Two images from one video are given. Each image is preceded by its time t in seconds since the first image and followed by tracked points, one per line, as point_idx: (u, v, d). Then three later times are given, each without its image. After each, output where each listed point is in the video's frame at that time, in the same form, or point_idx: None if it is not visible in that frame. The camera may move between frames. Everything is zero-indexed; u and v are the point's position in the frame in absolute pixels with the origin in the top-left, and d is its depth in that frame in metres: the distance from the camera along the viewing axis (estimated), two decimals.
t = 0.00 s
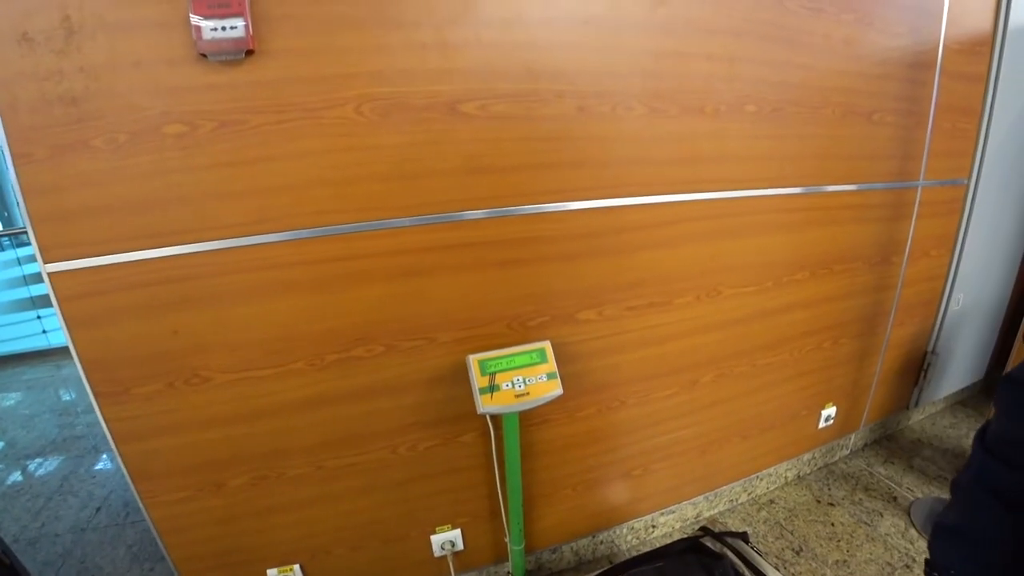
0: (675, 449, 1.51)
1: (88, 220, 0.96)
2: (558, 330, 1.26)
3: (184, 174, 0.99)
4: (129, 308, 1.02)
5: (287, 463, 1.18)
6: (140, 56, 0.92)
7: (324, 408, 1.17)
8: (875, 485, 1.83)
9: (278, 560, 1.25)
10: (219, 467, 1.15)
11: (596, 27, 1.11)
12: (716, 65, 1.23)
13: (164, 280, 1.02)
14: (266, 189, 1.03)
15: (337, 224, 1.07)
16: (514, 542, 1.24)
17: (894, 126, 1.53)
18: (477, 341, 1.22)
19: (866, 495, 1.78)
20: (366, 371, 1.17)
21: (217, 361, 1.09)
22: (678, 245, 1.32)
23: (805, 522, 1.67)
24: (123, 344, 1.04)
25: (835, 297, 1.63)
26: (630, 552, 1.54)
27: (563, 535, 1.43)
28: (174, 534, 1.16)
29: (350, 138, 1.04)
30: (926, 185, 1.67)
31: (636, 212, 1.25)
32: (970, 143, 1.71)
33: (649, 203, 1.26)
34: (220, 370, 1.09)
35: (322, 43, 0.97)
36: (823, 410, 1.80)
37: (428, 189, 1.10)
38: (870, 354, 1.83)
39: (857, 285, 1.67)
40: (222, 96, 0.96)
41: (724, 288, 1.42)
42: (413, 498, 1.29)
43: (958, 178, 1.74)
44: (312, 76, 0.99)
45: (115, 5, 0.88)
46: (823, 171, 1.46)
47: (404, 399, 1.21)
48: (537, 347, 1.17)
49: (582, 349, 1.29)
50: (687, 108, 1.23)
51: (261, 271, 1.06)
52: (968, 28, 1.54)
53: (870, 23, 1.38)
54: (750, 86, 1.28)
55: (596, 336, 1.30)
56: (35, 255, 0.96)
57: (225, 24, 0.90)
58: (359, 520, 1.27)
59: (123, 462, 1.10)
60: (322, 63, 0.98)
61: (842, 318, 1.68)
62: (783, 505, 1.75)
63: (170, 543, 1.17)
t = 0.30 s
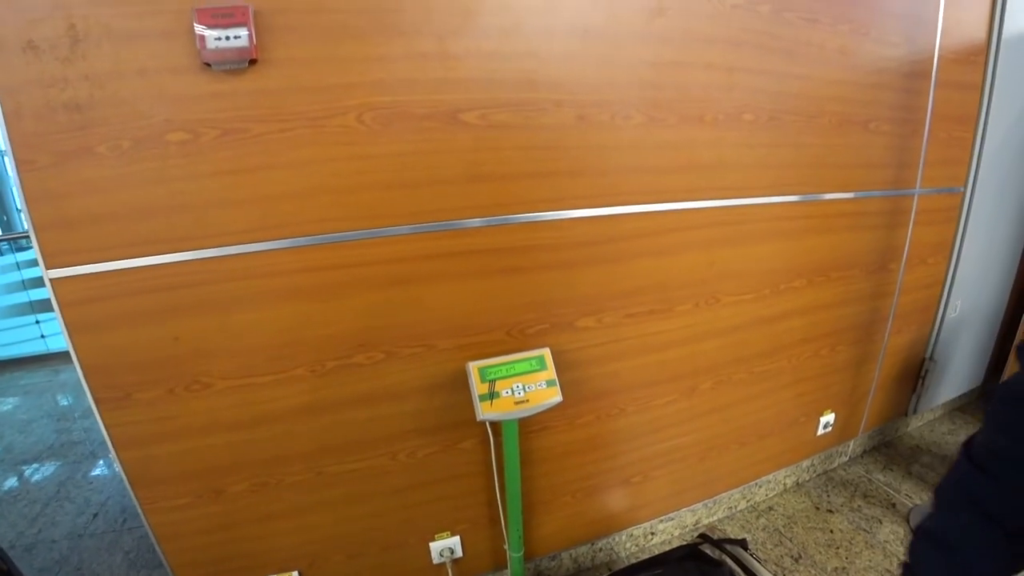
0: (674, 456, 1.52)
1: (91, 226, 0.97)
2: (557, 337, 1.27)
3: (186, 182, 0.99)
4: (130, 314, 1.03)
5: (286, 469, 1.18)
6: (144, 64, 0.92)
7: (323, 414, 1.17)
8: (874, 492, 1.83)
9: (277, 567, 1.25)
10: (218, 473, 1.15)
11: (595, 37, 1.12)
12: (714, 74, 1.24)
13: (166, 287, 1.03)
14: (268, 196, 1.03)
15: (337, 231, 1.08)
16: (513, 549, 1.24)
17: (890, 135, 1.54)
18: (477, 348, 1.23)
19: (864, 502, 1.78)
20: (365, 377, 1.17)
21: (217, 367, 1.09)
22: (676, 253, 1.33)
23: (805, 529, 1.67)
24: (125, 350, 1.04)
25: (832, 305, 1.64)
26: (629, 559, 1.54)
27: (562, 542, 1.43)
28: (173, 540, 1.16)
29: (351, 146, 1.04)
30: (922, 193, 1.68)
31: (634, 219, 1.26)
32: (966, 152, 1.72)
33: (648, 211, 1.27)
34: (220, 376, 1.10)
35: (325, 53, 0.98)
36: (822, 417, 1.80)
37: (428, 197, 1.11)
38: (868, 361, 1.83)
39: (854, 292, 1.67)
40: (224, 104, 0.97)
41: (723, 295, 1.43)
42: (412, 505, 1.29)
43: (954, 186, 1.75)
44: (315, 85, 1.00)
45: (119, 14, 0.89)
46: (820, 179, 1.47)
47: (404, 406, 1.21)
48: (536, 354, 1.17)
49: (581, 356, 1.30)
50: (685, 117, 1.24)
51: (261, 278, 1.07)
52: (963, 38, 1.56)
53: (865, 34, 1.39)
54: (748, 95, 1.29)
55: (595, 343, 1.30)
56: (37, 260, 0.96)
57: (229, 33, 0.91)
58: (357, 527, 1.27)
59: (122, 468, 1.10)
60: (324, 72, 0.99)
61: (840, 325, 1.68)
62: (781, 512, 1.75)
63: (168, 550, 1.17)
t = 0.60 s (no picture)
0: (670, 464, 1.52)
1: (92, 229, 0.97)
2: (554, 344, 1.27)
3: (188, 185, 1.00)
4: (129, 317, 1.03)
5: (281, 473, 1.18)
6: (148, 68, 0.93)
7: (320, 419, 1.17)
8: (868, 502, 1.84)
9: (271, 572, 1.24)
10: (213, 477, 1.14)
11: (596, 47, 1.13)
12: (713, 85, 1.25)
13: (165, 289, 1.03)
14: (269, 201, 1.04)
15: (337, 237, 1.08)
16: (507, 556, 1.24)
17: (885, 147, 1.56)
18: (474, 354, 1.23)
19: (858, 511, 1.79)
20: (362, 383, 1.17)
21: (215, 370, 1.09)
22: (674, 262, 1.34)
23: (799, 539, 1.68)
24: (122, 352, 1.04)
25: (827, 314, 1.65)
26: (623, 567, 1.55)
27: (557, 549, 1.44)
28: (167, 544, 1.16)
29: (352, 151, 1.05)
30: (917, 205, 1.70)
31: (633, 227, 1.27)
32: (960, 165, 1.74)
33: (646, 219, 1.28)
34: (217, 380, 1.10)
35: (327, 59, 0.99)
36: (816, 427, 1.81)
37: (428, 203, 1.11)
38: (862, 371, 1.85)
39: (849, 303, 1.69)
40: (227, 109, 0.98)
41: (719, 304, 1.44)
42: (408, 510, 1.29)
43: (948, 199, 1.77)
44: (318, 90, 1.00)
45: (124, 18, 0.90)
46: (816, 190, 1.48)
47: (400, 411, 1.21)
48: (533, 362, 1.18)
49: (578, 363, 1.30)
50: (684, 127, 1.26)
51: (260, 282, 1.07)
52: (957, 53, 1.58)
53: (862, 47, 1.41)
54: (746, 106, 1.31)
55: (592, 351, 1.31)
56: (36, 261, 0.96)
57: (233, 38, 0.92)
58: (352, 532, 1.26)
59: (117, 471, 1.09)
60: (327, 78, 1.00)
61: (834, 335, 1.69)
62: (775, 521, 1.75)
63: (162, 553, 1.16)
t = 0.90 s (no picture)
0: (654, 477, 1.52)
1: (83, 228, 0.97)
2: (542, 355, 1.28)
3: (180, 188, 1.00)
4: (116, 318, 1.03)
5: (265, 478, 1.17)
6: (143, 70, 0.93)
7: (305, 425, 1.17)
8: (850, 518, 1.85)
9: None
10: (196, 480, 1.14)
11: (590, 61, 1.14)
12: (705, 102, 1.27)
13: (154, 291, 1.03)
14: (261, 205, 1.04)
15: (328, 243, 1.09)
16: (490, 565, 1.25)
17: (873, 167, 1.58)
18: (462, 363, 1.23)
19: (840, 527, 1.80)
20: (349, 389, 1.17)
21: (201, 373, 1.09)
22: (662, 276, 1.36)
23: (780, 554, 1.69)
24: (108, 353, 1.04)
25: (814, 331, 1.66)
26: None
27: (540, 559, 1.44)
28: (147, 548, 1.15)
29: (345, 158, 1.06)
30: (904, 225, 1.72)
31: (622, 240, 1.28)
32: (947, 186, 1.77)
33: (636, 233, 1.29)
34: (204, 383, 1.09)
35: (322, 67, 1.00)
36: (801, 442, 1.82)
37: (420, 212, 1.12)
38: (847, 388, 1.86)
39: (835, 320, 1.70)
40: (221, 113, 0.98)
41: (706, 318, 1.45)
42: (392, 518, 1.28)
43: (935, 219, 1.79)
44: (312, 97, 1.01)
45: (121, 20, 0.90)
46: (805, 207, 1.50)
47: (387, 419, 1.21)
48: (521, 372, 1.19)
49: (565, 374, 1.31)
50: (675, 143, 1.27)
51: (249, 287, 1.07)
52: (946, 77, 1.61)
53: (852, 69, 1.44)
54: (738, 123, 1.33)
55: (580, 362, 1.32)
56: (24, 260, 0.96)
57: (229, 43, 0.93)
58: (334, 539, 1.26)
59: (100, 471, 1.09)
60: (322, 85, 1.01)
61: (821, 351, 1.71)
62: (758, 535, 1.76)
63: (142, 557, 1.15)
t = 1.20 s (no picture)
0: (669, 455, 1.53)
1: (98, 219, 0.97)
2: (555, 335, 1.30)
3: (195, 177, 1.00)
4: (134, 309, 1.03)
5: (287, 465, 1.18)
6: (156, 60, 0.94)
7: (324, 411, 1.18)
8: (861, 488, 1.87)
9: (275, 564, 1.24)
10: (218, 469, 1.14)
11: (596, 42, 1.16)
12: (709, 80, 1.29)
13: (172, 281, 1.03)
14: (275, 192, 1.05)
15: (343, 228, 1.10)
16: (512, 544, 1.28)
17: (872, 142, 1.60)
18: (477, 345, 1.25)
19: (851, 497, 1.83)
20: (366, 374, 1.18)
21: (220, 362, 1.10)
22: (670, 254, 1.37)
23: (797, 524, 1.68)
24: (127, 344, 1.04)
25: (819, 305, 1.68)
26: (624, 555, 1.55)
27: (558, 537, 1.46)
28: (171, 538, 1.16)
29: (358, 144, 1.06)
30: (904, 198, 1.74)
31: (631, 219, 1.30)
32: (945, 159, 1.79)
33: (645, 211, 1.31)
34: (223, 372, 1.10)
35: (333, 53, 1.01)
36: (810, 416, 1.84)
37: (432, 195, 1.13)
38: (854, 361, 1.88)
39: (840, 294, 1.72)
40: (234, 101, 0.99)
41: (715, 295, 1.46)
42: (412, 501, 1.30)
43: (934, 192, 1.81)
44: (324, 83, 1.02)
45: (134, 10, 0.91)
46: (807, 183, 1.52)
47: (405, 403, 1.22)
48: (536, 351, 1.21)
49: (578, 354, 1.33)
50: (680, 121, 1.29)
51: (267, 274, 1.08)
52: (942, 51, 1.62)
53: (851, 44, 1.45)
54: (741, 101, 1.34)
55: (592, 342, 1.33)
56: (42, 252, 0.96)
57: (242, 31, 0.94)
58: (356, 523, 1.27)
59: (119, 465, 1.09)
60: (334, 71, 1.02)
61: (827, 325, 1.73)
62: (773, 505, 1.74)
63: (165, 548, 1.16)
